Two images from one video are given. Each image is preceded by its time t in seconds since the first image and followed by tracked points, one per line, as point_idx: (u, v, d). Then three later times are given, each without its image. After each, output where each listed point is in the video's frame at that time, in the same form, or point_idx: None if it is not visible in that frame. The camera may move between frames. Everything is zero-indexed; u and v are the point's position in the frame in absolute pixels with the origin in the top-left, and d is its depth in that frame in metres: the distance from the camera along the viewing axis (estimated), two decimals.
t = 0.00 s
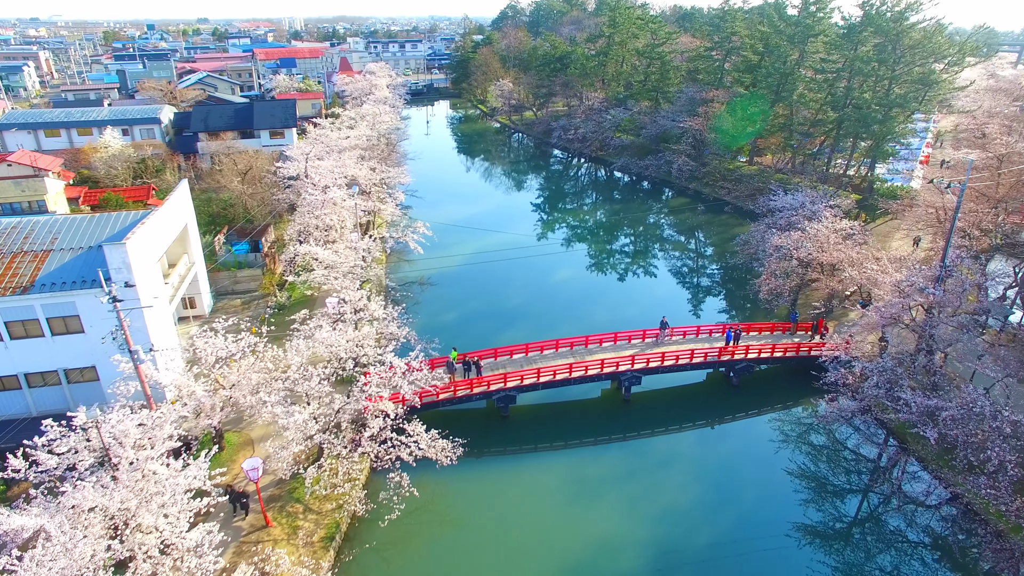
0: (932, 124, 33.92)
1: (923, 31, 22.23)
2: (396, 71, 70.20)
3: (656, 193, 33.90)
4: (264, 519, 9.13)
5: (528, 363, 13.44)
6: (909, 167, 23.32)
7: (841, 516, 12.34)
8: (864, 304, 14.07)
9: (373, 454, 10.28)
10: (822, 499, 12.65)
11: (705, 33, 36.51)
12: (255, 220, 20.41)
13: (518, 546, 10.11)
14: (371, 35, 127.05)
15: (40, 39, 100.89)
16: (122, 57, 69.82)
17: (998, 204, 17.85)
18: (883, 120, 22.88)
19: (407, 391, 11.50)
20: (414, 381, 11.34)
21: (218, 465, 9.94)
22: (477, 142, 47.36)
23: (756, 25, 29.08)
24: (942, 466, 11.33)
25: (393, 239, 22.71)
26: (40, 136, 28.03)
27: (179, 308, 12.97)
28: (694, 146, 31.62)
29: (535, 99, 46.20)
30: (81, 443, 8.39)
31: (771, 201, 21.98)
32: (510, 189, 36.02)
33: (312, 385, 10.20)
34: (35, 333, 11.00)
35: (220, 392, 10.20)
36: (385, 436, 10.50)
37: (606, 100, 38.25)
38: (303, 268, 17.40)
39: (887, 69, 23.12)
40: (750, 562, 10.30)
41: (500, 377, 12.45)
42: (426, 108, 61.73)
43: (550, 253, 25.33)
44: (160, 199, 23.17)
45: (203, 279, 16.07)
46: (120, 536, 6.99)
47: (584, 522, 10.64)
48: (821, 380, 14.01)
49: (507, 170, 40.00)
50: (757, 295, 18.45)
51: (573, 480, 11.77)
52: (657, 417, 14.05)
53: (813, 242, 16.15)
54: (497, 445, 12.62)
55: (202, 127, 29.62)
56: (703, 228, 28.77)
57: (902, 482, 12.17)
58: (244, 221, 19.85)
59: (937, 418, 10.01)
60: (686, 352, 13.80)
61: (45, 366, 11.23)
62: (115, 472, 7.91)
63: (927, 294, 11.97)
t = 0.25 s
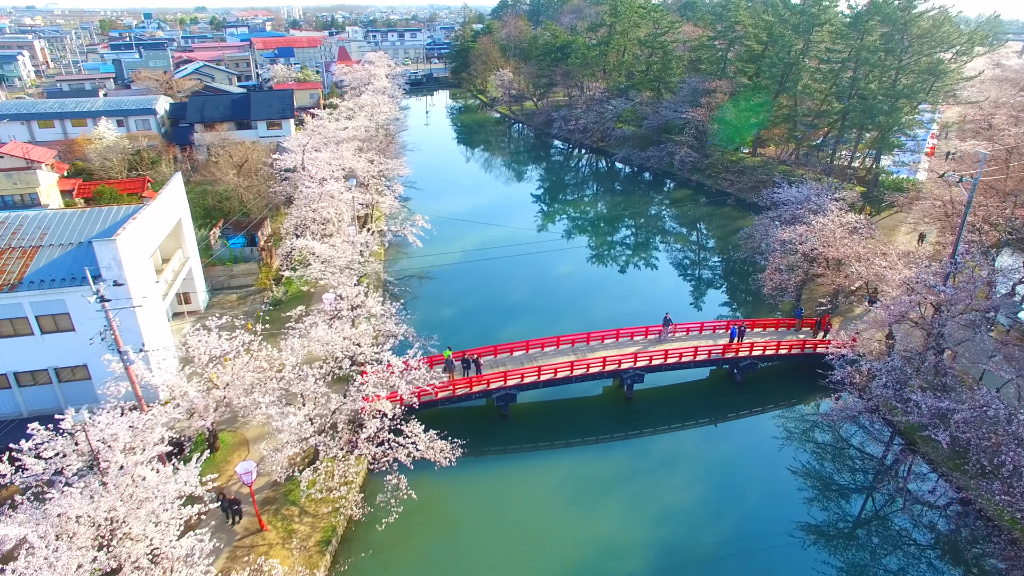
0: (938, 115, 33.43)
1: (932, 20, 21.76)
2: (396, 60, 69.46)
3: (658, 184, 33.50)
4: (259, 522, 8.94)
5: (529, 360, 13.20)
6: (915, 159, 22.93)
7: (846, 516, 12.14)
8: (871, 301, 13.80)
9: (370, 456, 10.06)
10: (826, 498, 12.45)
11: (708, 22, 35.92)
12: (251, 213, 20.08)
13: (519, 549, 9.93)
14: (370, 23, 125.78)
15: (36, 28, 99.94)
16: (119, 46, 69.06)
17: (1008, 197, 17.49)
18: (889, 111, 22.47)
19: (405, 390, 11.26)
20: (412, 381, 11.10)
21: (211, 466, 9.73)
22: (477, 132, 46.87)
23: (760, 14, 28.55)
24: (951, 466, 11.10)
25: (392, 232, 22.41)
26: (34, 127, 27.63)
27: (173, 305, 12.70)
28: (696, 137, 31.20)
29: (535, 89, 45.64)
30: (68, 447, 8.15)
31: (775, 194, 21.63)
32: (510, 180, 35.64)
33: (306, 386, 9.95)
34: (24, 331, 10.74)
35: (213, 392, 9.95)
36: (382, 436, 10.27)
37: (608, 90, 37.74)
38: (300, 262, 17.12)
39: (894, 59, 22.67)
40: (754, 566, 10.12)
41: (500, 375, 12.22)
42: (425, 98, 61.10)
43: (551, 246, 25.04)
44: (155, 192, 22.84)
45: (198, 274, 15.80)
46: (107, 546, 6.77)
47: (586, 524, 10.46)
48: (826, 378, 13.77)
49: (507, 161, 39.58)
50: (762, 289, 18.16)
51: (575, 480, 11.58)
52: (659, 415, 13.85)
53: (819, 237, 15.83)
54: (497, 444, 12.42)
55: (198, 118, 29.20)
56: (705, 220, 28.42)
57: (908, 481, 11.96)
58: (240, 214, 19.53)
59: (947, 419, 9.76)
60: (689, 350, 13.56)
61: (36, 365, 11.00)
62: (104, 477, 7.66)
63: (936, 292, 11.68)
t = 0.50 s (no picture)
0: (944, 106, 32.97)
1: (940, 9, 21.29)
2: (395, 49, 68.71)
3: (660, 176, 33.10)
4: (253, 527, 8.73)
5: (530, 358, 12.96)
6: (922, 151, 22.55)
7: (851, 517, 11.94)
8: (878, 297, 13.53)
9: (366, 458, 9.83)
10: (832, 498, 12.23)
11: (711, 11, 35.36)
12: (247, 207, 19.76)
13: (519, 555, 9.72)
14: (370, 11, 124.43)
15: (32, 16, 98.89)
16: (115, 35, 68.27)
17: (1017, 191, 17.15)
18: (895, 102, 22.06)
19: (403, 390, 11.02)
20: (410, 380, 10.86)
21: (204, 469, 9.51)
22: (476, 122, 46.38)
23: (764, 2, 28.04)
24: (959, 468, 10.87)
25: (390, 225, 22.12)
26: (28, 117, 27.23)
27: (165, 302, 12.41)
28: (699, 128, 30.77)
29: (535, 79, 45.07)
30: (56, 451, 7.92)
31: (779, 187, 21.28)
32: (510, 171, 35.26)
33: (301, 387, 9.70)
34: (12, 329, 10.49)
35: (206, 393, 9.71)
36: (380, 437, 10.05)
37: (609, 81, 37.23)
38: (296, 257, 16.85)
39: (901, 49, 22.22)
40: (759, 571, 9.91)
41: (500, 374, 11.99)
42: (425, 88, 60.48)
43: (551, 239, 24.76)
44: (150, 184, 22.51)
45: (192, 270, 15.52)
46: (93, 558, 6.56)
47: (588, 529, 10.25)
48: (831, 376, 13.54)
49: (507, 152, 39.16)
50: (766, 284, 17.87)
51: (576, 483, 11.37)
52: (662, 413, 13.64)
53: (824, 231, 15.53)
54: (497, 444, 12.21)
55: (194, 108, 28.78)
56: (707, 212, 28.10)
57: (914, 481, 11.76)
58: (235, 207, 19.21)
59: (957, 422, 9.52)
60: (693, 347, 13.32)
61: (26, 365, 10.76)
62: (91, 484, 7.44)
63: (946, 290, 11.41)
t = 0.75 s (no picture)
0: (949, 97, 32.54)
1: None
2: (394, 38, 67.96)
3: (661, 167, 32.71)
4: (247, 532, 8.52)
5: (530, 356, 12.73)
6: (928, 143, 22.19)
7: (857, 518, 11.74)
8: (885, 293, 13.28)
9: (363, 460, 9.62)
10: (837, 498, 12.03)
11: None
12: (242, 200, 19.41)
13: (520, 558, 9.54)
14: None
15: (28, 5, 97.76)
16: (111, 23, 67.46)
17: None
18: (902, 93, 21.68)
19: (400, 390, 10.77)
20: (408, 380, 10.63)
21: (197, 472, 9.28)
22: (476, 113, 45.89)
23: None
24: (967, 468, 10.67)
25: (388, 219, 21.84)
26: (21, 108, 26.82)
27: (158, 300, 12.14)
28: (701, 119, 30.35)
29: (535, 69, 44.54)
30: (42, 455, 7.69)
31: (783, 180, 20.97)
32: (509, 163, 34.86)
33: (296, 388, 9.47)
34: None
35: (198, 395, 9.47)
36: (377, 438, 9.84)
37: (610, 71, 36.74)
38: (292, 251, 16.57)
39: (908, 39, 21.81)
40: None
41: (500, 373, 11.75)
42: (424, 78, 59.83)
43: (551, 232, 24.47)
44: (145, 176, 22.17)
45: (187, 265, 15.25)
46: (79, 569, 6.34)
47: (589, 532, 10.06)
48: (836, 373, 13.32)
49: (507, 143, 38.73)
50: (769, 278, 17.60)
51: (578, 484, 11.16)
52: (664, 412, 13.42)
53: (831, 226, 15.24)
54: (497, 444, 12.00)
55: (190, 99, 28.36)
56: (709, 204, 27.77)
57: (921, 481, 11.56)
58: (231, 200, 18.90)
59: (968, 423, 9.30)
60: (696, 345, 13.08)
61: (14, 364, 10.52)
62: (77, 490, 7.22)
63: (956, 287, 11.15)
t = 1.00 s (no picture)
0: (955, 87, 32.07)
1: None
2: (393, 28, 67.12)
3: (663, 159, 32.31)
4: (241, 538, 8.33)
5: (531, 355, 12.48)
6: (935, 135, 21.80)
7: (863, 519, 11.54)
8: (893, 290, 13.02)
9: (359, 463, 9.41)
10: (843, 498, 11.84)
11: None
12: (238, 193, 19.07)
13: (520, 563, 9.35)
14: None
15: None
16: (106, 12, 66.50)
17: None
18: (908, 84, 21.27)
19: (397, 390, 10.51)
20: (405, 380, 10.38)
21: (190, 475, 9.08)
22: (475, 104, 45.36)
23: None
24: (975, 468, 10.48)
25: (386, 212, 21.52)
26: (13, 100, 26.39)
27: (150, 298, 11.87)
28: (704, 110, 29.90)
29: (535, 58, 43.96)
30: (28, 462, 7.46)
31: (788, 173, 20.62)
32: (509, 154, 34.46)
33: (290, 389, 9.22)
34: None
35: (190, 396, 9.23)
36: (373, 440, 9.61)
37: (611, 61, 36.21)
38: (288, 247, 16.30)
39: (916, 28, 21.36)
40: None
41: (499, 372, 11.51)
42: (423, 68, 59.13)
43: (551, 225, 24.17)
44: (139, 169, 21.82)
45: (181, 261, 14.97)
46: None
47: (591, 536, 9.86)
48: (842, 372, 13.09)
49: (507, 134, 38.27)
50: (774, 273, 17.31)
51: (579, 486, 10.96)
52: (667, 411, 13.20)
53: (837, 221, 14.93)
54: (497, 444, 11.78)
55: (185, 90, 27.92)
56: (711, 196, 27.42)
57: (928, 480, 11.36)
58: (226, 194, 18.58)
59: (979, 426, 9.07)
60: (700, 343, 12.84)
61: (3, 364, 10.28)
62: (63, 499, 7.00)
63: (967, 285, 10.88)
